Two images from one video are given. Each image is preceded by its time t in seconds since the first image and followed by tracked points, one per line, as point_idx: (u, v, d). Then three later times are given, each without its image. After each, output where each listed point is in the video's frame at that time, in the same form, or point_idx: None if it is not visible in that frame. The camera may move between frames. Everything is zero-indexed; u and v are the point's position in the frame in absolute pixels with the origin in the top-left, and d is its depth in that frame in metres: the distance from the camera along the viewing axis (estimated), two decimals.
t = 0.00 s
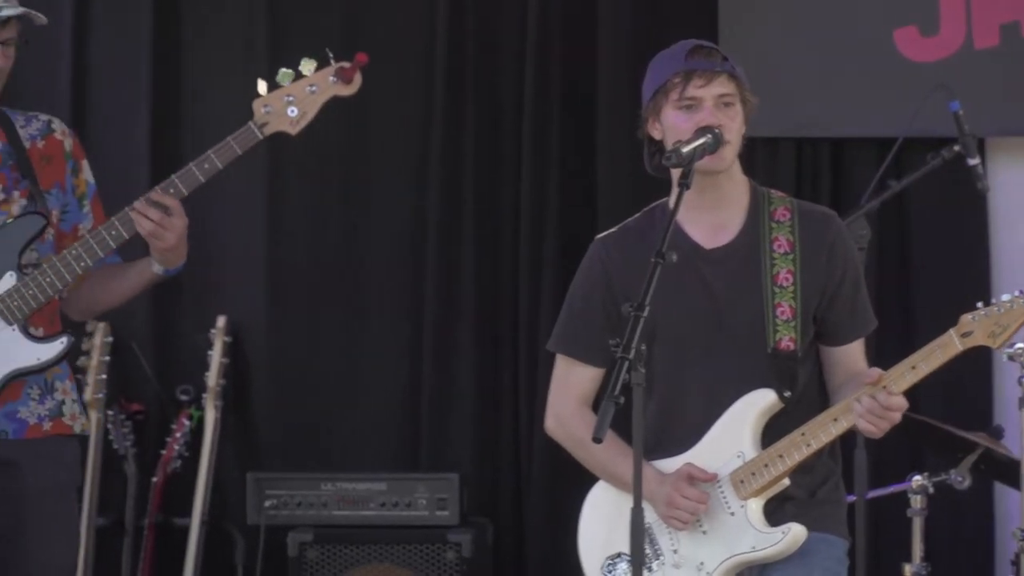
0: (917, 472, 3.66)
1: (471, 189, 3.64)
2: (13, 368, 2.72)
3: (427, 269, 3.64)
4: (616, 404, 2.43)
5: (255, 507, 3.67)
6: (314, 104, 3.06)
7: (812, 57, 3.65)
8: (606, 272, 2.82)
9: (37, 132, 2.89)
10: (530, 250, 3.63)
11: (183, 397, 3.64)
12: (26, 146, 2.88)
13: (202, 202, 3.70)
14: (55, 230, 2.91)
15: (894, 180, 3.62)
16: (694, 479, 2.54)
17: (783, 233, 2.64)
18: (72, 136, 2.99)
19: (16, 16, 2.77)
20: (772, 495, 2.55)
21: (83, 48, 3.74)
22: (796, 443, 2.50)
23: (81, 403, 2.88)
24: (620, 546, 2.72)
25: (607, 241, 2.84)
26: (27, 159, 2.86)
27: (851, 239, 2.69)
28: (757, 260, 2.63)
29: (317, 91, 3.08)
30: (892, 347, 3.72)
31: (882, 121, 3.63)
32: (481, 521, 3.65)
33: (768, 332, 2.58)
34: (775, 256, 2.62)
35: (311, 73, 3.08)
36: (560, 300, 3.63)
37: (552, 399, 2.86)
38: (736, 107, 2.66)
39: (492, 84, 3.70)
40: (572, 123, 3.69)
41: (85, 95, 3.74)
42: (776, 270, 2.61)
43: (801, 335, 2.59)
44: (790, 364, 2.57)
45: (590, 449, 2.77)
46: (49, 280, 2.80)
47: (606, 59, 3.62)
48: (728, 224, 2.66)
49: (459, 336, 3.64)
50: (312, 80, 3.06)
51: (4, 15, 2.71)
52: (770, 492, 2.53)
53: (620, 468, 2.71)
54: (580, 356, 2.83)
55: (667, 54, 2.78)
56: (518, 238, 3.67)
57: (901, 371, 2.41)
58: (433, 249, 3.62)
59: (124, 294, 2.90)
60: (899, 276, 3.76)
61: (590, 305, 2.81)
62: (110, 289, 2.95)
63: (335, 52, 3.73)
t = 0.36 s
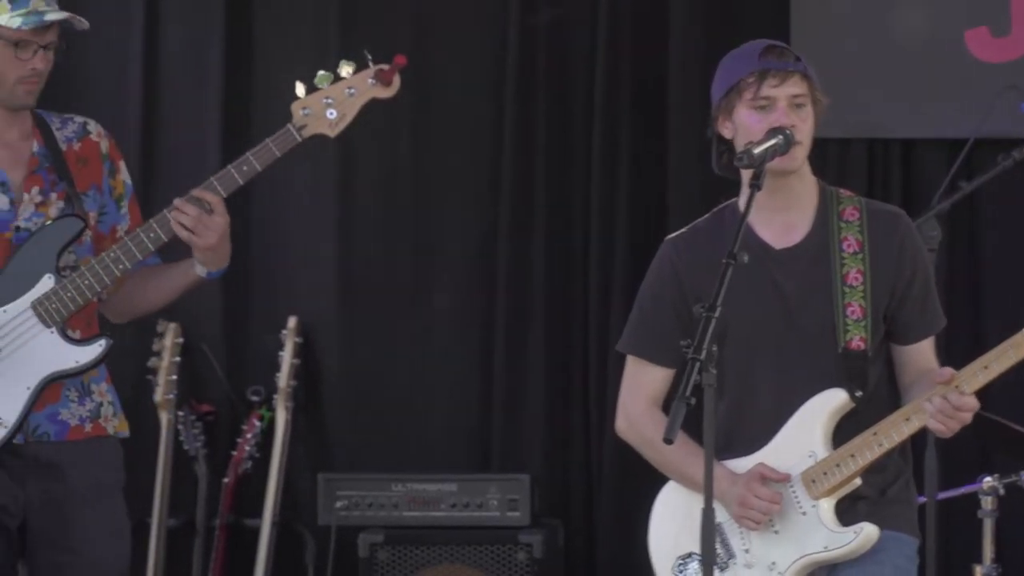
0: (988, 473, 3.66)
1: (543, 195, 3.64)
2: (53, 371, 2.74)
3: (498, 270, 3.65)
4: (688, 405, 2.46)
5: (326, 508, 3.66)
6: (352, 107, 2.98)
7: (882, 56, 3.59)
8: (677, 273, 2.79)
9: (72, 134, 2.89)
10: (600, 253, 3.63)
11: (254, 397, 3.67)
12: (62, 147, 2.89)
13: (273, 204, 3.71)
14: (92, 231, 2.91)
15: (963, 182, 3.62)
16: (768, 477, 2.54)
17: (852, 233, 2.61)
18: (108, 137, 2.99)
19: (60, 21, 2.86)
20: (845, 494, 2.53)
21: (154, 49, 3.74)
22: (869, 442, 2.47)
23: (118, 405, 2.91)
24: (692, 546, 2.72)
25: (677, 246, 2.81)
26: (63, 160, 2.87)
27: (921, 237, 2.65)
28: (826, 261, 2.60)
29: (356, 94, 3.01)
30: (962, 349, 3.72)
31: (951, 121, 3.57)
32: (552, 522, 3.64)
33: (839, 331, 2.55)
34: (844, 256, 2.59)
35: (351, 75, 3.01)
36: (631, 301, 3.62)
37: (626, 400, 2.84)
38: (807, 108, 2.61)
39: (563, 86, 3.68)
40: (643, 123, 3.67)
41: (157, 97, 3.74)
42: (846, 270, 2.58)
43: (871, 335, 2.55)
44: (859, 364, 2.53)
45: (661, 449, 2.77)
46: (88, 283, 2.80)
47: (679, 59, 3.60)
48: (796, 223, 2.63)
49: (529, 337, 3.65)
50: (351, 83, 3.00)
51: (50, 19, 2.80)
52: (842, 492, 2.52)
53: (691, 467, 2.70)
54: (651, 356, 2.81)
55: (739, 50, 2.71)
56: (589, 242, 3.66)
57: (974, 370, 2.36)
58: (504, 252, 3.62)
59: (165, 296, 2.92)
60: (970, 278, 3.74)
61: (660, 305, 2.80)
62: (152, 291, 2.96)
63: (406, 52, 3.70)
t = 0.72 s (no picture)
0: None
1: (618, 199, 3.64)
2: (113, 375, 2.72)
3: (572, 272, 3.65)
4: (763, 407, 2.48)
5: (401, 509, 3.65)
6: (409, 109, 2.98)
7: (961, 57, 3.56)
8: (751, 277, 2.84)
9: (125, 134, 2.86)
10: (674, 255, 3.63)
11: (329, 398, 3.67)
12: (115, 148, 2.87)
13: (348, 205, 3.72)
14: (147, 232, 2.89)
15: None
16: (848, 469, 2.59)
17: (925, 232, 2.66)
18: (159, 137, 2.97)
19: (112, 18, 2.82)
20: (924, 489, 2.57)
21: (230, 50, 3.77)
22: (949, 436, 2.50)
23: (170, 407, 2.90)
24: (769, 544, 2.75)
25: (751, 247, 2.86)
26: (117, 162, 2.85)
27: (994, 237, 2.69)
28: (899, 261, 2.65)
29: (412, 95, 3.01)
30: None
31: None
32: (628, 521, 3.63)
33: (913, 328, 2.60)
34: (917, 254, 2.64)
35: (408, 77, 3.00)
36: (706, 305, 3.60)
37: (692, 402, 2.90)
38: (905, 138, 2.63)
39: (638, 87, 3.67)
40: (719, 125, 3.66)
41: (230, 99, 3.76)
42: (919, 267, 2.63)
43: (946, 332, 2.60)
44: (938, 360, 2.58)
45: (736, 450, 2.81)
46: (149, 286, 2.77)
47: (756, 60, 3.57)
48: (873, 224, 2.68)
49: (605, 339, 3.65)
50: (408, 85, 3.00)
51: (103, 14, 2.77)
52: (922, 486, 2.56)
53: (766, 463, 2.76)
54: (728, 358, 2.85)
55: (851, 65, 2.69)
56: (664, 247, 3.66)
57: None
58: (579, 254, 3.62)
59: (226, 296, 2.89)
60: None
61: (735, 309, 2.84)
62: (220, 286, 2.93)
63: (481, 53, 3.70)
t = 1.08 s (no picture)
0: None
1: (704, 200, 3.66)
2: (196, 374, 2.82)
3: (659, 274, 3.68)
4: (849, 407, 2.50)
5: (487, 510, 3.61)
6: (475, 91, 3.05)
7: None
8: (848, 276, 2.87)
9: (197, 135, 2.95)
10: (762, 255, 3.63)
11: (415, 399, 3.71)
12: (187, 148, 2.94)
13: (435, 207, 3.80)
14: (226, 230, 2.98)
15: None
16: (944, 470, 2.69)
17: (1021, 237, 2.76)
18: (232, 136, 3.04)
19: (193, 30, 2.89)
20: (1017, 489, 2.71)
21: (320, 54, 3.87)
22: None
23: (251, 405, 2.99)
24: (858, 541, 2.79)
25: (846, 247, 2.90)
26: (190, 162, 2.92)
27: None
28: (996, 267, 2.77)
29: (477, 78, 3.07)
30: None
31: None
32: (712, 522, 3.59)
33: (1011, 332, 2.72)
34: (1015, 260, 2.75)
35: (472, 60, 3.07)
36: (794, 307, 3.62)
37: (784, 398, 2.92)
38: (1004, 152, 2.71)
39: (724, 89, 3.70)
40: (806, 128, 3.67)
41: (318, 103, 3.87)
42: (1015, 273, 2.74)
43: None
44: None
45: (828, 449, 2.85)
46: (226, 283, 2.85)
47: (847, 62, 3.57)
48: (967, 229, 2.80)
49: (693, 340, 3.67)
50: (472, 69, 3.07)
51: (186, 28, 2.84)
52: (1017, 487, 2.69)
53: (859, 459, 2.81)
54: (825, 357, 2.87)
55: (960, 80, 2.72)
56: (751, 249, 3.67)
57: None
58: (666, 256, 3.65)
59: (309, 288, 2.99)
60: None
61: (832, 309, 2.86)
62: (298, 283, 3.01)
63: (568, 57, 3.74)
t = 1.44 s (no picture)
0: None
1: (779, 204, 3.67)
2: (274, 378, 2.84)
3: (733, 276, 3.70)
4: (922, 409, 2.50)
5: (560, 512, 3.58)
6: (544, 82, 3.08)
7: None
8: (935, 276, 2.88)
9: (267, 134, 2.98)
10: (835, 258, 3.63)
11: (489, 401, 3.77)
12: (258, 148, 2.98)
13: (509, 211, 3.84)
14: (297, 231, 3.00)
15: None
16: None
17: None
18: (301, 136, 3.07)
19: (253, 13, 2.92)
20: None
21: (395, 60, 3.92)
22: None
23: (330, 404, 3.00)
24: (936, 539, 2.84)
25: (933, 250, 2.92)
26: (260, 162, 2.95)
27: None
28: None
29: (545, 68, 3.09)
30: None
31: None
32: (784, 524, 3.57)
33: None
34: None
35: (539, 51, 3.09)
36: (867, 310, 3.61)
37: (867, 400, 2.94)
38: None
39: (798, 89, 3.69)
40: (882, 129, 3.65)
41: (393, 109, 3.92)
42: None
43: None
44: None
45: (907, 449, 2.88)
46: (300, 284, 2.86)
47: (921, 60, 3.55)
48: None
49: (767, 342, 3.68)
50: (540, 59, 3.09)
51: (246, 8, 2.86)
52: None
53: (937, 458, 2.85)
54: (907, 359, 2.87)
55: None
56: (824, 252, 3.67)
57: None
58: (740, 258, 3.67)
59: (381, 284, 3.01)
60: None
61: (916, 311, 2.89)
62: (369, 281, 3.03)
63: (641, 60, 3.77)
